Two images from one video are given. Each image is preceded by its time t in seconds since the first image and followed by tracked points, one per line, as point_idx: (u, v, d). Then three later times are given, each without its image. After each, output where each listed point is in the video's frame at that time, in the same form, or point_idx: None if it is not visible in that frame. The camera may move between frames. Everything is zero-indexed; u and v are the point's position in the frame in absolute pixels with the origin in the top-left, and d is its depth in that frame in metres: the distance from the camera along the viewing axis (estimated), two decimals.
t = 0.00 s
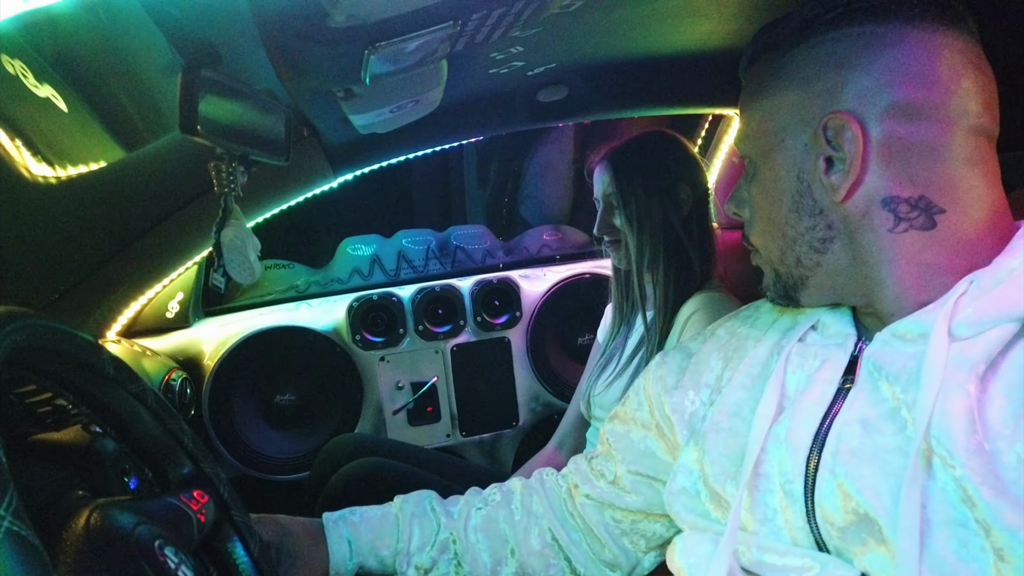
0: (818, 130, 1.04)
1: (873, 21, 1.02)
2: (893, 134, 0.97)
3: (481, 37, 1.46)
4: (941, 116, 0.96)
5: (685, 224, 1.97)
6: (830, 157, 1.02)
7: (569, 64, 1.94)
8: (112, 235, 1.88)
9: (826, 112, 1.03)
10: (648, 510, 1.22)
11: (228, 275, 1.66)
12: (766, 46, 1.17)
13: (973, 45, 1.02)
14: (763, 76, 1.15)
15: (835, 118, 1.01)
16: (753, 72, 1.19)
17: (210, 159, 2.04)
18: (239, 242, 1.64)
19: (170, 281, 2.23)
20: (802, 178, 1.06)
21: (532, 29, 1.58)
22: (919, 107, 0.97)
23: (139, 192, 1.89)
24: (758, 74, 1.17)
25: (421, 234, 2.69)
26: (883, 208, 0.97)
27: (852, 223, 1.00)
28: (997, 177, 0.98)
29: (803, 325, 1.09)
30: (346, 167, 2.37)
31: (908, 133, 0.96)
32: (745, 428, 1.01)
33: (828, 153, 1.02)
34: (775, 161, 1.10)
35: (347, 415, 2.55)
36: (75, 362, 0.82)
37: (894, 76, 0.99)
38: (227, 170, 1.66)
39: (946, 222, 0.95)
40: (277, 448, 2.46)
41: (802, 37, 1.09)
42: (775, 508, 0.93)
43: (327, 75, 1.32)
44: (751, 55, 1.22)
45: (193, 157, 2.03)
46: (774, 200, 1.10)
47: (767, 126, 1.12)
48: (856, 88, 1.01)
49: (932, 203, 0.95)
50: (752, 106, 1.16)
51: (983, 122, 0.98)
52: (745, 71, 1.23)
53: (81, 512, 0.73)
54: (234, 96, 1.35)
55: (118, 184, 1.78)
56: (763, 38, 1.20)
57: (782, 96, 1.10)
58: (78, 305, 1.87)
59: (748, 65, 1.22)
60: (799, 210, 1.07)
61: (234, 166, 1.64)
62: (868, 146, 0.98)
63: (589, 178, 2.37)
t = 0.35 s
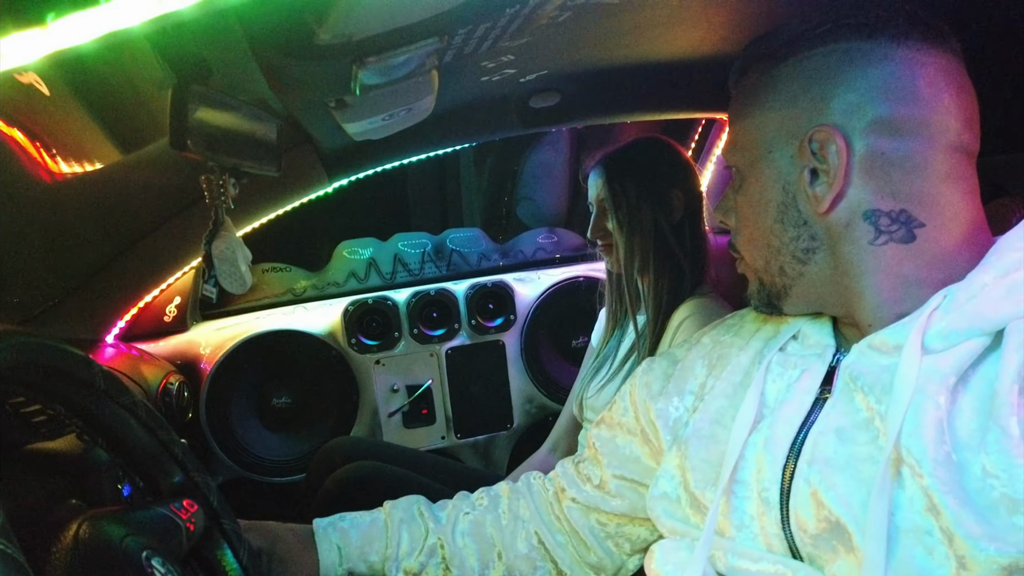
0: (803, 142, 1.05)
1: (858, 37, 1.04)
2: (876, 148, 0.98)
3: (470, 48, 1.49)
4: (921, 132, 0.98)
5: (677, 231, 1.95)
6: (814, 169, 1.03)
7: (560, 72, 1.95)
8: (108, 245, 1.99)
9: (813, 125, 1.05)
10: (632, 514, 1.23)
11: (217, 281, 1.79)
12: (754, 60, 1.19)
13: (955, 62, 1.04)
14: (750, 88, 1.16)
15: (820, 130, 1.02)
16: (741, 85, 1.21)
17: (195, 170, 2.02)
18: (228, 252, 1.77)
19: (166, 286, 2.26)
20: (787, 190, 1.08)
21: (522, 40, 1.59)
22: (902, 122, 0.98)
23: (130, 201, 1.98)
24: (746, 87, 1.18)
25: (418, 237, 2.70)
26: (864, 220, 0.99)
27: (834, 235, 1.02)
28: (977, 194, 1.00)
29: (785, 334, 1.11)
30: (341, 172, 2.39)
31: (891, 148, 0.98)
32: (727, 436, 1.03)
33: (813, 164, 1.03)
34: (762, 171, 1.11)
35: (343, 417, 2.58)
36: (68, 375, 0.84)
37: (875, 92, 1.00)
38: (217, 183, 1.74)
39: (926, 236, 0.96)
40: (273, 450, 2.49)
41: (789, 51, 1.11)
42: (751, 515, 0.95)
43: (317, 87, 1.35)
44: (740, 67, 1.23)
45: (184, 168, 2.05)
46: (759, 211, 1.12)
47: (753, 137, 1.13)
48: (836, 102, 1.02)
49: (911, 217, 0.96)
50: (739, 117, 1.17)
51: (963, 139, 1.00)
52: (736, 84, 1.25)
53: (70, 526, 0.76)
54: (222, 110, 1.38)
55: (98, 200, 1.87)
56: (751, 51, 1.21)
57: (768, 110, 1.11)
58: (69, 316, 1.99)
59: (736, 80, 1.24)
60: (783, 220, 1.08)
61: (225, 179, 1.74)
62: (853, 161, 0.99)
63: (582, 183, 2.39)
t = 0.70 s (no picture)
0: (790, 148, 1.06)
1: (845, 46, 1.04)
2: (861, 155, 0.99)
3: (463, 57, 1.51)
4: (905, 141, 0.99)
5: (674, 234, 1.93)
6: (800, 176, 1.04)
7: (558, 76, 1.96)
8: (103, 247, 2.07)
9: (799, 131, 1.05)
10: (621, 515, 1.25)
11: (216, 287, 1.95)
12: (742, 64, 1.18)
13: (942, 73, 1.05)
14: (738, 94, 1.17)
15: (806, 138, 1.03)
16: (728, 91, 1.21)
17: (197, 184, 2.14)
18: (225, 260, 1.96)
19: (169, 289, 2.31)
20: (773, 196, 1.08)
21: (516, 47, 1.61)
22: (887, 130, 0.99)
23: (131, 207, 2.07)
24: (734, 92, 1.18)
25: (420, 239, 2.72)
26: (849, 228, 1.00)
27: (818, 242, 1.03)
28: (959, 203, 1.01)
29: (768, 339, 1.12)
30: (342, 176, 2.41)
31: (876, 156, 0.99)
32: (709, 439, 1.04)
33: (799, 172, 1.04)
34: (749, 177, 1.12)
35: (345, 418, 2.60)
36: (64, 384, 0.87)
37: (860, 101, 1.01)
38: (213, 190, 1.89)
39: (908, 245, 0.98)
40: (276, 449, 2.52)
41: (777, 58, 1.11)
42: (730, 516, 0.96)
43: (312, 96, 1.38)
44: (728, 71, 1.23)
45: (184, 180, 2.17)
46: (746, 216, 1.12)
47: (741, 142, 1.14)
48: (819, 110, 1.04)
49: (894, 226, 0.97)
50: (727, 123, 1.18)
51: (947, 148, 1.01)
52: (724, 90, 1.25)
53: (67, 527, 0.79)
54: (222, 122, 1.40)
55: (97, 205, 1.95)
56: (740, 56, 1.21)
57: (756, 116, 1.12)
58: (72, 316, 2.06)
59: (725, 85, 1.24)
60: (768, 226, 1.09)
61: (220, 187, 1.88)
62: (839, 170, 1.00)
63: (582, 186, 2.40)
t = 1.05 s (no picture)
0: (794, 156, 1.05)
1: (851, 53, 1.03)
2: (864, 165, 0.99)
3: (469, 62, 1.52)
4: (908, 151, 0.99)
5: (683, 236, 1.92)
6: (805, 183, 1.03)
7: (567, 78, 1.96)
8: (111, 253, 2.08)
9: (804, 139, 1.04)
10: (619, 519, 1.27)
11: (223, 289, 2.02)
12: (745, 68, 1.17)
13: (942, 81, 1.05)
14: (739, 99, 1.15)
15: (811, 146, 1.02)
16: (728, 95, 1.20)
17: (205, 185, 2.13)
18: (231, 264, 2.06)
19: (184, 288, 2.34)
20: (775, 204, 1.08)
21: (523, 51, 1.61)
22: (890, 140, 0.99)
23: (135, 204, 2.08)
24: (733, 96, 1.17)
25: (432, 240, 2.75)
26: (850, 237, 0.99)
27: (820, 251, 1.02)
28: (956, 213, 1.01)
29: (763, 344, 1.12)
30: (353, 178, 2.43)
31: (880, 166, 0.98)
32: (702, 444, 1.05)
33: (801, 181, 1.04)
34: (750, 184, 1.11)
35: (356, 417, 2.63)
36: (72, 388, 0.89)
37: (863, 110, 1.00)
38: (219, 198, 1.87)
39: (909, 254, 0.97)
40: (287, 447, 2.55)
41: (780, 64, 1.10)
42: (723, 521, 0.97)
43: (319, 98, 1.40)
44: (729, 75, 1.22)
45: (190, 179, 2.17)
46: (746, 223, 1.11)
47: (744, 148, 1.13)
48: (819, 118, 1.03)
49: (896, 235, 0.97)
50: (728, 128, 1.17)
51: (948, 157, 1.01)
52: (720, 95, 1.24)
53: (70, 527, 0.84)
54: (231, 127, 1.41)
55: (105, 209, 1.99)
56: (741, 60, 1.20)
57: (758, 122, 1.11)
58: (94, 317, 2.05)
59: (723, 88, 1.23)
60: (769, 234, 1.08)
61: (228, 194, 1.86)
62: (843, 180, 0.99)
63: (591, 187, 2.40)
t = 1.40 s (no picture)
0: (796, 175, 1.04)
1: (852, 73, 1.02)
2: (865, 186, 0.98)
3: (477, 73, 1.53)
4: (909, 172, 0.98)
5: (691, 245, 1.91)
6: (807, 204, 1.02)
7: (578, 86, 1.96)
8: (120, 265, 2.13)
9: (805, 158, 1.03)
10: (620, 533, 1.27)
11: (233, 299, 1.96)
12: (740, 83, 1.15)
13: (940, 98, 1.04)
14: (736, 116, 1.14)
15: (814, 167, 1.01)
16: (722, 112, 1.18)
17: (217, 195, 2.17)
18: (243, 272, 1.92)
19: (198, 292, 2.38)
20: (776, 223, 1.07)
21: (533, 60, 1.62)
22: (891, 161, 0.98)
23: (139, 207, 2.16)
24: (729, 113, 1.15)
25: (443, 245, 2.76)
26: (850, 258, 0.99)
27: (823, 272, 1.02)
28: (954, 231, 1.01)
29: (762, 361, 1.13)
30: (366, 184, 2.45)
31: (882, 187, 0.98)
32: (700, 462, 1.05)
33: (803, 201, 1.03)
34: (749, 203, 1.10)
35: (367, 421, 2.65)
36: (79, 395, 0.91)
37: (865, 130, 1.00)
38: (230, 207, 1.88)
39: (910, 275, 0.97)
40: (299, 451, 2.57)
41: (779, 82, 1.08)
42: (720, 541, 0.96)
43: (327, 109, 1.42)
44: (723, 89, 1.20)
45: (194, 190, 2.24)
46: (746, 243, 1.11)
47: (743, 167, 1.11)
48: (819, 138, 1.03)
49: (898, 256, 0.97)
50: (724, 146, 1.15)
51: (947, 177, 1.01)
52: (713, 109, 1.23)
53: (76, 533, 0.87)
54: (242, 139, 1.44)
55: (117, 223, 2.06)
56: (736, 74, 1.18)
57: (756, 140, 1.09)
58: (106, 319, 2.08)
59: (717, 103, 1.21)
60: (770, 254, 1.08)
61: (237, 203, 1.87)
62: (848, 203, 0.99)
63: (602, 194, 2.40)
